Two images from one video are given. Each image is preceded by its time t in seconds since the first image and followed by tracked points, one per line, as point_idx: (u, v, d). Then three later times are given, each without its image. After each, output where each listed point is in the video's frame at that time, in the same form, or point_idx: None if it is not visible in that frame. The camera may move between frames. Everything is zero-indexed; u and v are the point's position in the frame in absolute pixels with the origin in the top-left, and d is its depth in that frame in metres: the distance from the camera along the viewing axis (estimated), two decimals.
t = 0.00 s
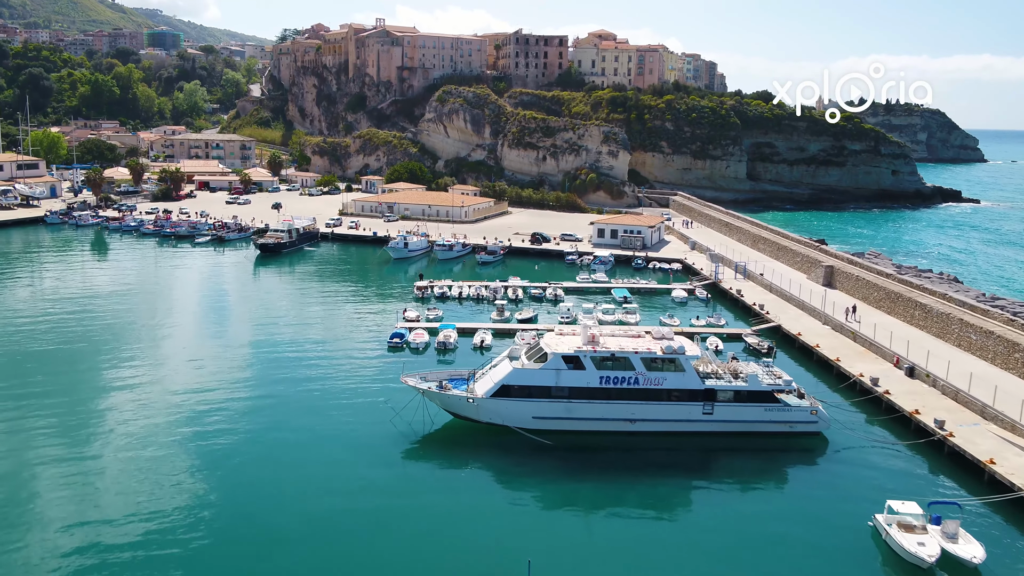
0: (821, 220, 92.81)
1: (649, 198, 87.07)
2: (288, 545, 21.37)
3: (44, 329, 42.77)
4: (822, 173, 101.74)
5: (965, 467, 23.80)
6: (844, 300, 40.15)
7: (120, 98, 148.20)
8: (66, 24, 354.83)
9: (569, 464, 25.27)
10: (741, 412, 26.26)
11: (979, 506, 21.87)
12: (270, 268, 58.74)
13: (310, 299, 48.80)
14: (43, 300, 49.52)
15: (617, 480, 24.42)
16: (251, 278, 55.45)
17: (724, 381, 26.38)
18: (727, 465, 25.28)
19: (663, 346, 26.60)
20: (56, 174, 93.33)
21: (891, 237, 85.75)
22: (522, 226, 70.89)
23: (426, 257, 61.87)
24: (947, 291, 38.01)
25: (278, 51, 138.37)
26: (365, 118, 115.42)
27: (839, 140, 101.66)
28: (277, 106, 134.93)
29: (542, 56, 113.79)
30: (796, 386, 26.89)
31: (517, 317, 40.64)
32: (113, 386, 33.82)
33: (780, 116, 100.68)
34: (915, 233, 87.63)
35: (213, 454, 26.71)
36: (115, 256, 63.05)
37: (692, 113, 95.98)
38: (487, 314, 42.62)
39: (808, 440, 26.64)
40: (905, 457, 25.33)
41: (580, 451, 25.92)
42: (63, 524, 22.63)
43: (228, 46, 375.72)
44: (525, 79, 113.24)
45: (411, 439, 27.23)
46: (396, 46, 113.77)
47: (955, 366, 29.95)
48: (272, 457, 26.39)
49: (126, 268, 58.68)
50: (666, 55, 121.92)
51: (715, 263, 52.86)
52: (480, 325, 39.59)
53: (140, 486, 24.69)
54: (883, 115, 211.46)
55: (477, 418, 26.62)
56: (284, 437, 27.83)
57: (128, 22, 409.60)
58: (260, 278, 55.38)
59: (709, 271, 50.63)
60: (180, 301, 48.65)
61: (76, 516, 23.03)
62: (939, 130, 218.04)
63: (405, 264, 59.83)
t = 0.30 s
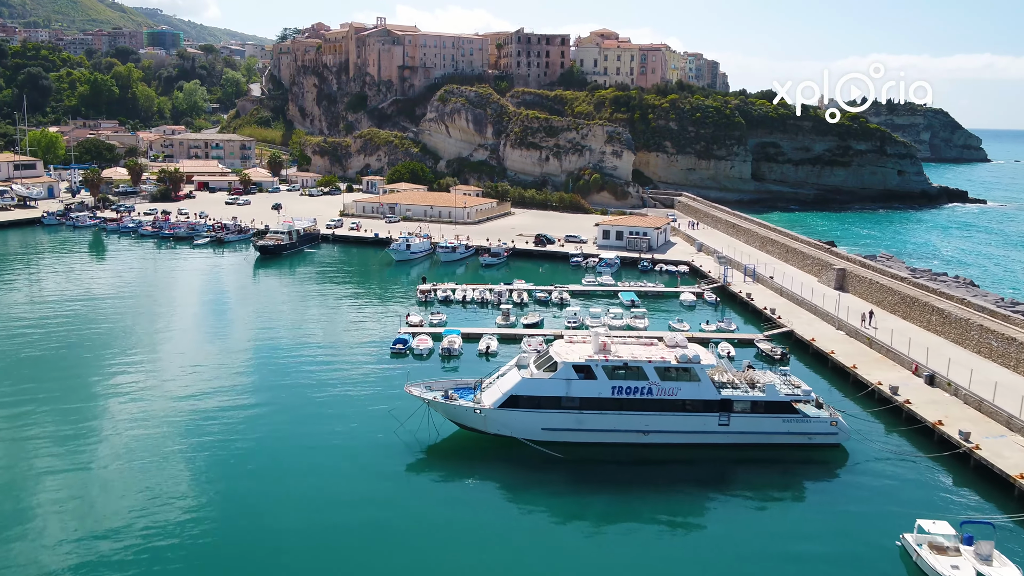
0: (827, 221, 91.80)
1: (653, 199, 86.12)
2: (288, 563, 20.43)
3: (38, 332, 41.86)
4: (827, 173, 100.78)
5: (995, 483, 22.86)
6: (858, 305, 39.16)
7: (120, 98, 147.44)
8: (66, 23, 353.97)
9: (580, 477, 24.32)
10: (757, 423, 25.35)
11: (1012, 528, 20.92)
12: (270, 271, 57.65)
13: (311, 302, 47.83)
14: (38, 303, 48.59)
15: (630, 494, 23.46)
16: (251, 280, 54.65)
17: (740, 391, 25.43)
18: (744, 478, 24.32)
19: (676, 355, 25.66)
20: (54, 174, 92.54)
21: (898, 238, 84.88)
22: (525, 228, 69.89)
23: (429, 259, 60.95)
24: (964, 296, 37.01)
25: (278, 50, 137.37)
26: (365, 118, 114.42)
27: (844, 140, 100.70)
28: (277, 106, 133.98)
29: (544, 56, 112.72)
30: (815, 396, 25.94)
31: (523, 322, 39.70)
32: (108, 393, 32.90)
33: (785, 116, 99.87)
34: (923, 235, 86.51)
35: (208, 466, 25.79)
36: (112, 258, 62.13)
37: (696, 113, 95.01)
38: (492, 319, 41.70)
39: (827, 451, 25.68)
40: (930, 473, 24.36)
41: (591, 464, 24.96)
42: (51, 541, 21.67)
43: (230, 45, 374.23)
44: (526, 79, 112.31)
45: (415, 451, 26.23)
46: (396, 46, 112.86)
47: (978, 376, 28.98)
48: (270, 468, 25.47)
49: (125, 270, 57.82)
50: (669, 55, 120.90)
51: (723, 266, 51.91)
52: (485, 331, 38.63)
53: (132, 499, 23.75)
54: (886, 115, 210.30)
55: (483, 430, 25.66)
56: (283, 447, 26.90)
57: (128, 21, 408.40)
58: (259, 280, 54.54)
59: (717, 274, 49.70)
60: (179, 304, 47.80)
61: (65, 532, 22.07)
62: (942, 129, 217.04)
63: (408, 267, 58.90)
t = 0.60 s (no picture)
0: (833, 222, 90.87)
1: (657, 200, 85.13)
2: None
3: (31, 334, 40.87)
4: (832, 173, 99.83)
5: None
6: (872, 310, 38.23)
7: (119, 97, 146.54)
8: (66, 23, 353.44)
9: (592, 492, 23.38)
10: (777, 436, 24.39)
11: None
12: (270, 273, 56.62)
13: (311, 304, 46.89)
14: (33, 305, 47.63)
15: (644, 510, 22.50)
16: (251, 282, 53.74)
17: (758, 402, 24.48)
18: (763, 493, 23.38)
19: (692, 365, 24.72)
20: (52, 174, 91.70)
21: (903, 239, 84.01)
22: (529, 229, 68.91)
23: (431, 261, 60.04)
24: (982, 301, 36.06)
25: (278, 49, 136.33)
26: (366, 118, 113.39)
27: (849, 140, 99.70)
28: (277, 105, 133.00)
29: (546, 55, 111.64)
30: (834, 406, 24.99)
31: (529, 328, 38.77)
32: (101, 398, 31.90)
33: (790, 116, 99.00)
34: (930, 237, 85.58)
35: (203, 478, 24.75)
36: (110, 259, 61.16)
37: (700, 112, 94.06)
38: (497, 323, 40.78)
39: (848, 464, 24.73)
40: (957, 488, 23.42)
41: (603, 477, 24.01)
42: (38, 558, 20.66)
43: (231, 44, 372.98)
44: (528, 78, 111.40)
45: (420, 463, 25.28)
46: (397, 44, 111.86)
47: (1001, 385, 28.06)
48: (267, 481, 24.45)
49: (123, 271, 56.90)
50: (671, 54, 119.89)
51: (731, 268, 50.95)
52: (490, 336, 37.68)
53: (122, 513, 22.74)
54: (889, 115, 209.05)
55: (491, 442, 24.71)
56: (281, 457, 25.93)
57: (128, 20, 407.41)
58: (259, 282, 53.60)
59: (726, 277, 48.76)
60: (178, 305, 46.86)
61: (52, 549, 21.04)
62: (945, 129, 216.05)
63: (410, 269, 57.97)
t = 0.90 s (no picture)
0: (838, 223, 89.96)
1: (662, 201, 84.15)
2: None
3: (27, 337, 39.98)
4: (837, 173, 98.91)
5: None
6: (887, 315, 37.29)
7: (118, 96, 145.56)
8: (67, 23, 353.05)
9: (604, 507, 22.42)
10: (797, 449, 23.44)
11: None
12: (270, 275, 55.64)
13: (313, 307, 45.99)
14: (28, 307, 46.65)
15: (659, 527, 21.52)
16: (251, 284, 52.84)
17: (777, 414, 23.55)
18: (783, 509, 22.40)
19: (709, 375, 23.76)
20: (49, 174, 90.84)
21: (910, 240, 83.13)
22: (532, 230, 67.96)
23: (434, 263, 59.12)
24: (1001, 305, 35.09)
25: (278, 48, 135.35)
26: (366, 118, 112.44)
27: (855, 140, 98.70)
28: (277, 105, 132.06)
29: (548, 54, 110.67)
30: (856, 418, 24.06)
31: (536, 333, 37.85)
32: (96, 403, 30.97)
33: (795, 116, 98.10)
34: (937, 238, 84.66)
35: (199, 489, 23.80)
36: (108, 261, 60.27)
37: (705, 112, 93.16)
38: (502, 328, 39.84)
39: (871, 478, 23.78)
40: (985, 504, 22.47)
41: (615, 492, 23.04)
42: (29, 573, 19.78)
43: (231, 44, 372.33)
44: (530, 77, 110.61)
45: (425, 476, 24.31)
46: (398, 43, 110.93)
47: None
48: (265, 492, 23.54)
49: (122, 273, 56.03)
50: (674, 53, 118.96)
51: (739, 271, 50.03)
52: (496, 342, 36.78)
53: (116, 526, 21.82)
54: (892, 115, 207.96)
55: (499, 454, 23.76)
56: (281, 468, 25.02)
57: (128, 20, 406.40)
58: (260, 284, 52.68)
59: (735, 280, 47.83)
60: (177, 308, 45.96)
61: (40, 565, 20.07)
62: (948, 129, 215.28)
63: (412, 271, 57.02)
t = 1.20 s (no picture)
0: (844, 224, 89.04)
1: (667, 201, 83.20)
2: None
3: (22, 341, 39.04)
4: (843, 173, 98.00)
5: None
6: (902, 321, 36.36)
7: (117, 96, 144.53)
8: (67, 22, 352.08)
9: (618, 523, 21.44)
10: (819, 462, 22.50)
11: None
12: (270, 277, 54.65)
13: (314, 310, 45.08)
14: (23, 310, 45.63)
15: (677, 544, 20.54)
16: (251, 287, 51.90)
17: (798, 426, 22.61)
18: (806, 525, 21.43)
19: (726, 386, 22.81)
20: (47, 174, 89.90)
21: (917, 241, 82.28)
22: (536, 232, 67.00)
23: (436, 265, 58.19)
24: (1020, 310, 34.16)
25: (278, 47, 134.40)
26: (367, 117, 111.48)
27: (861, 140, 97.77)
28: (277, 104, 131.07)
29: (550, 53, 109.72)
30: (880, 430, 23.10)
31: (542, 338, 36.88)
32: (92, 409, 30.06)
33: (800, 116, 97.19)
34: (944, 239, 83.82)
35: (195, 501, 22.80)
36: (105, 262, 59.29)
37: (709, 112, 92.30)
38: (508, 333, 38.91)
39: (896, 493, 22.81)
40: (1016, 520, 21.53)
41: (629, 507, 22.07)
42: None
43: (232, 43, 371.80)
44: (532, 76, 109.71)
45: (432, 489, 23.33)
46: (399, 42, 110.03)
47: None
48: (265, 505, 22.60)
49: (120, 275, 55.10)
50: (677, 53, 118.11)
51: (749, 274, 49.08)
52: (502, 347, 35.83)
53: (111, 540, 20.89)
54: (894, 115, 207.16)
55: (509, 468, 22.83)
56: (281, 479, 24.08)
57: (128, 19, 405.74)
58: (260, 287, 51.73)
59: (744, 283, 46.88)
60: (176, 311, 45.04)
61: None
62: (951, 129, 214.76)
63: (415, 273, 56.05)
